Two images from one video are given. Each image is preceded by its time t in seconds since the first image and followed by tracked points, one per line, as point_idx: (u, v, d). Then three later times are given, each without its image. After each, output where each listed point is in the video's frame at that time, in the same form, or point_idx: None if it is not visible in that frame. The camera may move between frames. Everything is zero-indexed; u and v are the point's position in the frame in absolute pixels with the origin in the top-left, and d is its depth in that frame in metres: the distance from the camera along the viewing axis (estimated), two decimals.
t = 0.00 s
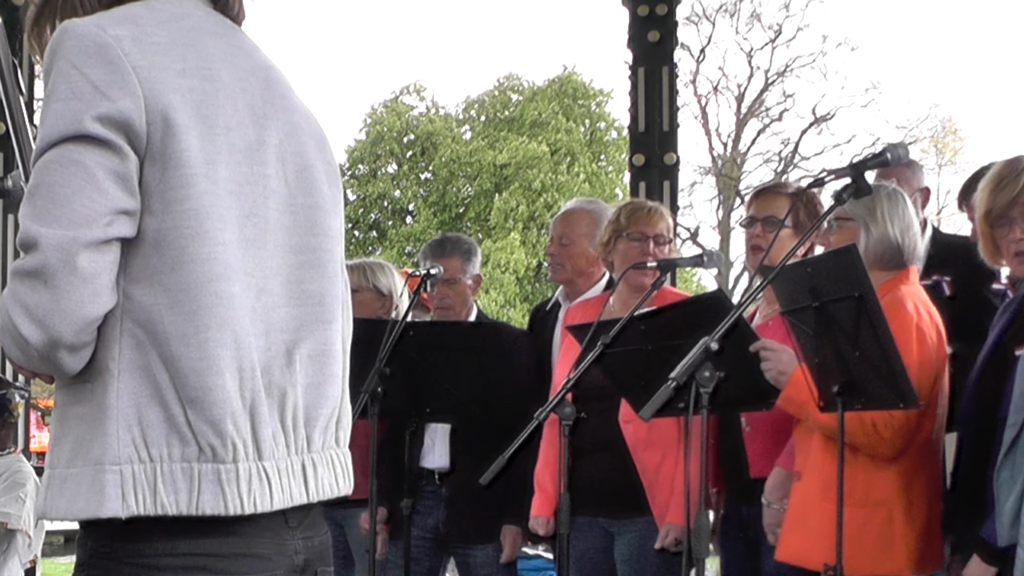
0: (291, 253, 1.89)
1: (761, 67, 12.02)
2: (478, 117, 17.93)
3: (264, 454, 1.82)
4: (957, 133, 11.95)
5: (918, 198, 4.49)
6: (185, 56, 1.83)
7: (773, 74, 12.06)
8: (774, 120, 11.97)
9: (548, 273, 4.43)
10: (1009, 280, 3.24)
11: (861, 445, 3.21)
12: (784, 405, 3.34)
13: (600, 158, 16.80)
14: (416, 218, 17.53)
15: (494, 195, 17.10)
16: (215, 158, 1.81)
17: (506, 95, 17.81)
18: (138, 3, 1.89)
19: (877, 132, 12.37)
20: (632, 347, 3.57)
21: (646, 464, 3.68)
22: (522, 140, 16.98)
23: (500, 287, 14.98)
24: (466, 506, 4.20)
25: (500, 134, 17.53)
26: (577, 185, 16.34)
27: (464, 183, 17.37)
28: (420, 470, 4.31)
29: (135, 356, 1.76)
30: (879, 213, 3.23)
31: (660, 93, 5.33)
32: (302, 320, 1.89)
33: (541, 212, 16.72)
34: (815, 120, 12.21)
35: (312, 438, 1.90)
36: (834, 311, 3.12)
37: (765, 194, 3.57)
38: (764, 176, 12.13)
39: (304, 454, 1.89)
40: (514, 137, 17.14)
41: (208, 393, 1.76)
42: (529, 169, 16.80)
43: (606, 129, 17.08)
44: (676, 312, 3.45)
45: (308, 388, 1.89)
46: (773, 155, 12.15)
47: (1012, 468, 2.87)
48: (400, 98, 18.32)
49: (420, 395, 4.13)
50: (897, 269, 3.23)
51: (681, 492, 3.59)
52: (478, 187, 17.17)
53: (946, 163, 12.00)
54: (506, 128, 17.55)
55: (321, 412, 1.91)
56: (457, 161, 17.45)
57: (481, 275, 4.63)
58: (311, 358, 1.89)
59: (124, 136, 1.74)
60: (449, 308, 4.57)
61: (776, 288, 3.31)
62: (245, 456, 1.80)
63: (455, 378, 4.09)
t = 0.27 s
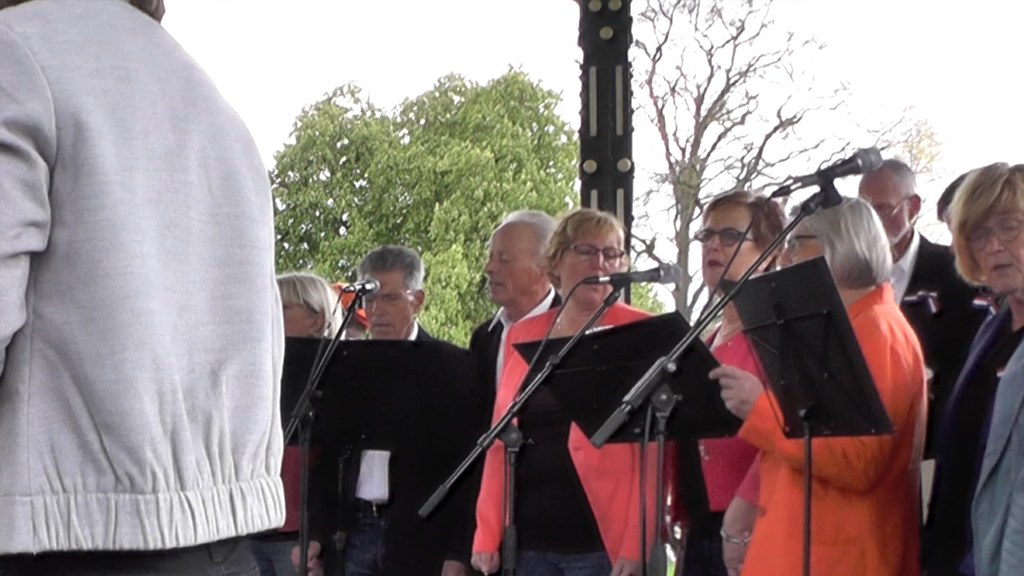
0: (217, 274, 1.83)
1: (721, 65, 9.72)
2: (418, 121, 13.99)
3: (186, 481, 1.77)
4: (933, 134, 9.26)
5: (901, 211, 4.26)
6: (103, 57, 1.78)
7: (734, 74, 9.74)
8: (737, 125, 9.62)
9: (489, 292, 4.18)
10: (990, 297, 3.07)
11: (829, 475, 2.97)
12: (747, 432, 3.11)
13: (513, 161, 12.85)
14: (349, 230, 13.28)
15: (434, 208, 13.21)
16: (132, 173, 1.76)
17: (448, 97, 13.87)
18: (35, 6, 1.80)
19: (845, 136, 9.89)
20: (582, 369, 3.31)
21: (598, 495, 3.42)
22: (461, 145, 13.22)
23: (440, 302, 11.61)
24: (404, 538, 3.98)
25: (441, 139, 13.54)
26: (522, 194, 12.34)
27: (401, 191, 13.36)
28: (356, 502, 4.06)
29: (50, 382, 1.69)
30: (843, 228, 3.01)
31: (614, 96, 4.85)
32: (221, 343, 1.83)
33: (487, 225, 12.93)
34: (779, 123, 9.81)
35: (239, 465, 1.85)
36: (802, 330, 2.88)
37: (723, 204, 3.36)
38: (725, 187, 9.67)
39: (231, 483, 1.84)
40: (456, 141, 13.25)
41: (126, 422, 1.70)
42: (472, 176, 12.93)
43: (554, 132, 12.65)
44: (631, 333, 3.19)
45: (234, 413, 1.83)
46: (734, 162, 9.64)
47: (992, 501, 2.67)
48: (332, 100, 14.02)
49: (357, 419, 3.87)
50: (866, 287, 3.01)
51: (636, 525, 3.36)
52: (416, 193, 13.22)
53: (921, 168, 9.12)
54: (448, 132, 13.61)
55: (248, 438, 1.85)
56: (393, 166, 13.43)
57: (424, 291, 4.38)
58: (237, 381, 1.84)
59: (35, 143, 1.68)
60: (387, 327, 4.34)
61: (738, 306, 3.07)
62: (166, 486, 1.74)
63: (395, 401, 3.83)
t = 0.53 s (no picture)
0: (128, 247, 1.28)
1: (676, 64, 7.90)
2: (347, 125, 11.63)
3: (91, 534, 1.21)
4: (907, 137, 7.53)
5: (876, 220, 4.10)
6: None
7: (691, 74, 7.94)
8: (693, 128, 7.78)
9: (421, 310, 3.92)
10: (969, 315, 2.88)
11: (795, 505, 2.75)
12: (702, 458, 2.86)
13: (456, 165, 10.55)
14: (273, 243, 11.23)
15: (366, 216, 10.96)
16: (39, 163, 1.22)
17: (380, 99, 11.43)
18: None
19: (809, 141, 8.04)
20: (525, 393, 3.06)
21: (542, 530, 3.23)
22: (397, 151, 10.98)
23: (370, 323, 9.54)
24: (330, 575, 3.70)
25: (372, 144, 11.21)
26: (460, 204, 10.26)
27: (330, 202, 11.15)
28: (279, 537, 3.81)
29: None
30: (809, 239, 2.78)
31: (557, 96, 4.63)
32: (138, 352, 1.28)
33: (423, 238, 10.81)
34: (739, 127, 7.94)
35: (156, 499, 1.28)
36: (764, 351, 2.65)
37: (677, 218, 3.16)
38: (679, 197, 7.76)
39: (146, 517, 1.26)
40: (388, 148, 11.04)
41: None
42: (405, 185, 10.84)
43: (494, 137, 10.68)
44: (577, 354, 2.94)
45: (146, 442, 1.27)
46: (689, 169, 7.78)
47: (966, 533, 2.46)
48: (254, 102, 11.90)
49: (279, 448, 3.61)
50: (833, 302, 2.80)
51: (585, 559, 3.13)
52: (345, 204, 10.99)
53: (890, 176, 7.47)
54: (379, 138, 11.24)
55: (164, 473, 1.28)
56: (320, 175, 11.25)
57: (353, 310, 4.13)
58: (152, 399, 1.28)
59: None
60: (312, 349, 4.08)
61: (694, 324, 2.83)
62: (74, 522, 1.20)
63: (319, 429, 3.57)
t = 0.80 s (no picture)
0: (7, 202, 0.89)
1: (628, 63, 7.16)
2: (275, 128, 9.90)
3: None
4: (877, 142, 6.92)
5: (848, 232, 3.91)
6: None
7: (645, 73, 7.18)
8: (648, 133, 7.07)
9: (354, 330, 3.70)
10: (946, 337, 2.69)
11: (757, 540, 2.54)
12: (657, 496, 2.66)
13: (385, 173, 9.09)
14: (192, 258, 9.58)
15: (293, 229, 9.44)
16: None
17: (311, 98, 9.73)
18: None
19: (773, 146, 7.39)
20: (465, 418, 2.83)
21: (486, 567, 2.96)
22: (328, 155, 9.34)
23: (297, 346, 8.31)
24: None
25: (301, 149, 9.58)
26: (393, 216, 8.85)
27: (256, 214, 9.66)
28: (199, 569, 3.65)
29: None
30: (766, 265, 2.56)
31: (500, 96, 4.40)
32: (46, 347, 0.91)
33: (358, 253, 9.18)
34: (697, 131, 7.26)
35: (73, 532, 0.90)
36: (723, 373, 2.45)
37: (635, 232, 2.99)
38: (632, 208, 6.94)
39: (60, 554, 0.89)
40: (318, 153, 9.39)
41: None
42: (337, 196, 9.24)
43: (434, 142, 9.18)
44: (521, 378, 2.72)
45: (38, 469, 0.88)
46: (642, 176, 7.04)
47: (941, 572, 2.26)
48: (173, 104, 10.26)
49: (200, 479, 3.39)
50: (801, 325, 2.59)
51: None
52: (271, 215, 9.48)
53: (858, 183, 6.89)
54: (308, 143, 9.61)
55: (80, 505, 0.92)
56: (246, 182, 9.71)
57: (276, 328, 4.07)
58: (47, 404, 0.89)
59: None
60: (232, 370, 4.01)
61: (649, 344, 2.62)
62: None
63: (242, 459, 3.34)
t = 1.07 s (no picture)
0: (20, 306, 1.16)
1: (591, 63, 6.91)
2: (216, 132, 9.60)
3: None
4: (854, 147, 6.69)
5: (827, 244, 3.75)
6: None
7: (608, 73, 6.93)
8: (611, 136, 6.86)
9: (302, 343, 3.52)
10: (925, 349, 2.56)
11: (727, 567, 2.40)
12: (619, 517, 2.50)
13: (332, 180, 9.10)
14: (130, 268, 9.13)
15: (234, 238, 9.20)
16: None
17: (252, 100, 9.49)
18: None
19: (744, 150, 7.03)
20: (418, 439, 2.66)
21: None
22: (272, 161, 9.17)
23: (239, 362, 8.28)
24: None
25: (243, 154, 9.34)
26: (342, 224, 8.73)
27: (195, 222, 9.29)
28: None
29: None
30: (741, 274, 2.41)
31: (453, 98, 4.26)
32: None
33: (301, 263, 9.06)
34: (664, 136, 7.00)
35: None
36: (691, 391, 2.31)
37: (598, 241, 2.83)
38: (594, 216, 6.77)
39: None
40: (263, 159, 9.21)
41: None
42: (283, 203, 9.08)
43: (384, 146, 9.13)
44: (476, 394, 2.56)
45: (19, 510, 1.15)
46: (606, 181, 6.78)
47: None
48: (108, 106, 9.83)
49: (137, 502, 3.19)
50: (773, 338, 2.45)
51: None
52: (211, 223, 9.20)
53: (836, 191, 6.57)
54: (251, 147, 9.39)
55: (10, 533, 1.42)
56: (185, 189, 9.32)
57: (216, 343, 3.97)
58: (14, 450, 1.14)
59: None
60: (170, 387, 3.94)
61: (612, 359, 2.47)
62: None
63: (181, 481, 3.15)
